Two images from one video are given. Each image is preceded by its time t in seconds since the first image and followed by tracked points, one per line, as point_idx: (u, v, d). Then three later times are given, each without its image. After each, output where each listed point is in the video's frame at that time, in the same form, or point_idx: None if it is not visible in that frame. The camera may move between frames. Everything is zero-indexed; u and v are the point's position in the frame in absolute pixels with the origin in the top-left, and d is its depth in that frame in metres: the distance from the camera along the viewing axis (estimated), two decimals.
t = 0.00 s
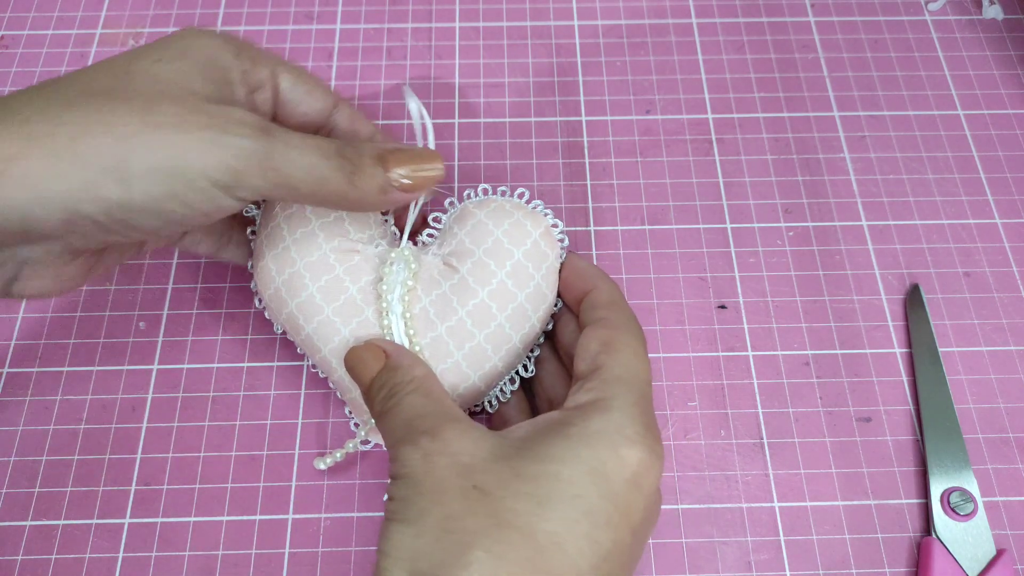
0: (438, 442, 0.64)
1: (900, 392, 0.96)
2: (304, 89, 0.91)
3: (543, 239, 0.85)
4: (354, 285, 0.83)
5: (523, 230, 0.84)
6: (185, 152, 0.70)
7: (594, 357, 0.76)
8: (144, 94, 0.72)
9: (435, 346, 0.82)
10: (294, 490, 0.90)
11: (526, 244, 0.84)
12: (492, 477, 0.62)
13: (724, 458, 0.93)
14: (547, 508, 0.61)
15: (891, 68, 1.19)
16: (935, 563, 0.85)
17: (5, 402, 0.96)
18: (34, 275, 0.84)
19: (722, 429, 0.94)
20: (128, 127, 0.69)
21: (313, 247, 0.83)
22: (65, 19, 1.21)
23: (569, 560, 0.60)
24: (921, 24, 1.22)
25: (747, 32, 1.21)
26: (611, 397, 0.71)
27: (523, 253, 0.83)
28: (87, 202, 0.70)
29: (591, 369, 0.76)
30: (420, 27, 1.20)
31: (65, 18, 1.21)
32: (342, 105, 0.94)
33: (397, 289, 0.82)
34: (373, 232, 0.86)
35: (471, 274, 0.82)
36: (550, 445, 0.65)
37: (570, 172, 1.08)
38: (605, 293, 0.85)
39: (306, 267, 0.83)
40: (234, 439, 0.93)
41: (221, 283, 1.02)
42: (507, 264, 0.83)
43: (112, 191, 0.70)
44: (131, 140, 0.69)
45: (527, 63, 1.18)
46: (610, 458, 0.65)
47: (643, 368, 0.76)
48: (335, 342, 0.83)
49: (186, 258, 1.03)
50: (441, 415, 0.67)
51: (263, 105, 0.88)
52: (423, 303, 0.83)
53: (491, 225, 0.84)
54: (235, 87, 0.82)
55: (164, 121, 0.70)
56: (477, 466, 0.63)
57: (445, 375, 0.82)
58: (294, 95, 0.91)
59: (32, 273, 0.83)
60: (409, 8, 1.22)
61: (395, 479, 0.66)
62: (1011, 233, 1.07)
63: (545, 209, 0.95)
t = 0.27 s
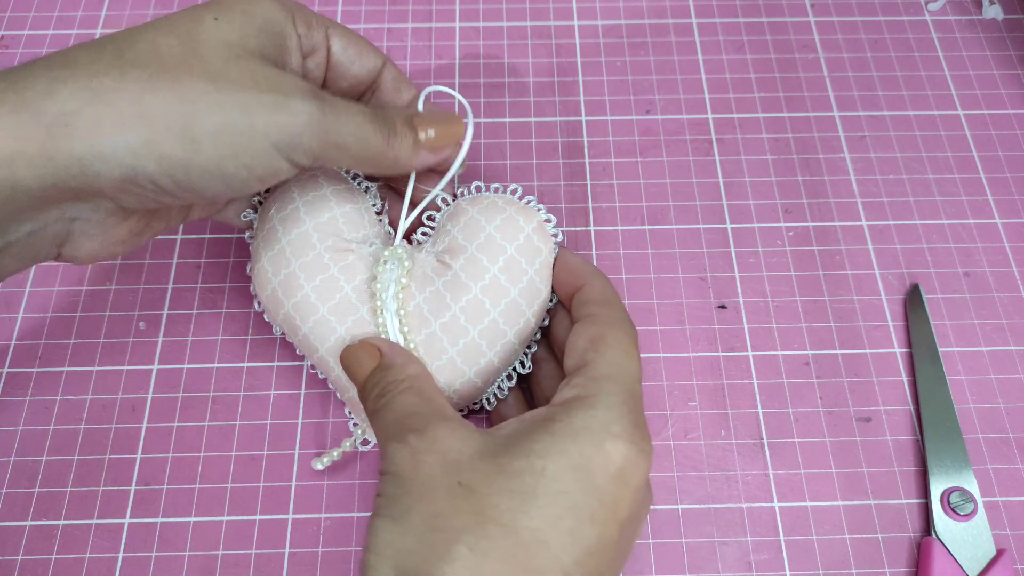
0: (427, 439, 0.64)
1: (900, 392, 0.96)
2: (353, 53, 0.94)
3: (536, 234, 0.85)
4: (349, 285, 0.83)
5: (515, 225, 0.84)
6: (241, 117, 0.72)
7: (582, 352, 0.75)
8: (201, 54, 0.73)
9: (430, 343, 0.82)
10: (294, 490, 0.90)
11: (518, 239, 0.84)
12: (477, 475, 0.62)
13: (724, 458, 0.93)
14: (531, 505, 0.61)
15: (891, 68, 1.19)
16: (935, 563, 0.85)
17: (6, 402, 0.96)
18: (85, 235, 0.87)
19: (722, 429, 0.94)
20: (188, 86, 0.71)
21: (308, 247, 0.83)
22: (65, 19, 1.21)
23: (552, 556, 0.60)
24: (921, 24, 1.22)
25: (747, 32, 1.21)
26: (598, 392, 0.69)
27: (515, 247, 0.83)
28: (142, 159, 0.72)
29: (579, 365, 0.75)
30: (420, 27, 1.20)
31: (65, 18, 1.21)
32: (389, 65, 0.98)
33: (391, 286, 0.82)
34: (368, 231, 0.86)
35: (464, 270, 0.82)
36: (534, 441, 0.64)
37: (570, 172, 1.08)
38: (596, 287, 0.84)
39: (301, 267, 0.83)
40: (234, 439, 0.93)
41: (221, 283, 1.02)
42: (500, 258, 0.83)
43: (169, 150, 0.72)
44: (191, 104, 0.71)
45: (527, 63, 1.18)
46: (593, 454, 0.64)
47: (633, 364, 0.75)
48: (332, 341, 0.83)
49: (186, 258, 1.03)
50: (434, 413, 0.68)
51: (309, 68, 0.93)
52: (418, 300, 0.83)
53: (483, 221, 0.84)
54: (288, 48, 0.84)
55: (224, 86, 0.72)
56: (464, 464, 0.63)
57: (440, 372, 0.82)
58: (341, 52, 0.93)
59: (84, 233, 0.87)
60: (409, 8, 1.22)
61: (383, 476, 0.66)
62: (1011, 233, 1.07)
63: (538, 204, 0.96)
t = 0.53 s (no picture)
0: (421, 436, 0.64)
1: (900, 392, 0.96)
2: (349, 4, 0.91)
3: (533, 231, 0.85)
4: (347, 283, 0.83)
5: (512, 222, 0.85)
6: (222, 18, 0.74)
7: (574, 349, 0.75)
8: None
9: (429, 341, 0.82)
10: (294, 490, 0.90)
11: (515, 236, 0.84)
12: (465, 470, 0.62)
13: (724, 458, 0.93)
14: (518, 499, 0.60)
15: (891, 68, 1.19)
16: (935, 563, 0.85)
17: (5, 402, 0.96)
18: (96, 184, 0.85)
19: (722, 429, 0.94)
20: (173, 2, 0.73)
21: (305, 246, 0.83)
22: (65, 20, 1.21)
23: (539, 551, 0.59)
24: (921, 24, 1.22)
25: (747, 32, 1.21)
26: (588, 389, 0.69)
27: (512, 244, 0.83)
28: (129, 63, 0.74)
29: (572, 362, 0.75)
30: (420, 27, 1.20)
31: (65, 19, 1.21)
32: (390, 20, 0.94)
33: (389, 285, 0.83)
34: (365, 230, 0.86)
35: (461, 267, 0.82)
36: (524, 437, 0.64)
37: (570, 172, 1.08)
38: (590, 284, 0.84)
39: (298, 266, 0.83)
40: (234, 439, 0.93)
41: (221, 283, 1.02)
42: (496, 255, 0.83)
43: (158, 49, 0.74)
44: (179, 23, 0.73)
45: (527, 63, 1.18)
46: (583, 450, 0.64)
47: (625, 362, 0.74)
48: (330, 340, 0.83)
49: (186, 257, 1.03)
50: (430, 410, 0.68)
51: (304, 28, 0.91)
52: (415, 298, 0.83)
53: (480, 219, 0.85)
54: None
55: None
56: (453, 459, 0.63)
57: (438, 370, 0.82)
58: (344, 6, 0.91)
59: (95, 180, 0.84)
60: (409, 8, 1.22)
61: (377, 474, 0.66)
62: (1011, 233, 1.07)
63: (536, 203, 0.96)
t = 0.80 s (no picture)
0: (421, 437, 0.64)
1: (900, 392, 0.96)
2: (315, 24, 0.91)
3: (532, 230, 0.85)
4: (346, 283, 0.83)
5: (511, 221, 0.84)
6: (190, 103, 0.73)
7: (575, 350, 0.75)
8: (156, 52, 0.75)
9: (428, 341, 0.82)
10: (294, 490, 0.90)
11: (514, 236, 0.84)
12: (467, 471, 0.62)
13: (724, 458, 0.93)
14: (520, 502, 0.60)
15: (891, 68, 1.19)
16: (935, 563, 0.85)
17: (5, 402, 0.95)
18: (42, 235, 0.90)
19: (722, 429, 0.94)
20: (130, 86, 0.73)
21: (304, 246, 0.83)
22: (65, 19, 1.21)
23: (541, 552, 0.60)
24: (921, 24, 1.23)
25: (747, 32, 1.21)
26: (589, 390, 0.69)
27: (511, 244, 0.83)
28: (90, 157, 0.75)
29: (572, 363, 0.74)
30: (420, 27, 1.20)
31: (65, 18, 1.21)
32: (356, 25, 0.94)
33: (388, 284, 0.82)
34: (364, 229, 0.86)
35: (460, 267, 0.82)
36: (524, 440, 0.64)
37: (570, 172, 1.08)
38: (591, 284, 0.84)
39: (298, 266, 0.83)
40: (234, 439, 0.93)
41: (221, 283, 1.02)
42: (495, 255, 0.83)
43: (118, 145, 0.74)
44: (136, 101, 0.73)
45: (527, 63, 1.18)
46: (584, 452, 0.64)
47: (626, 361, 0.74)
48: (329, 340, 0.83)
49: (186, 257, 1.03)
50: (429, 410, 0.68)
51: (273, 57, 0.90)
52: (415, 298, 0.83)
53: (479, 219, 0.85)
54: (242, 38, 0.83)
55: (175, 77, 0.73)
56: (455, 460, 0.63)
57: (437, 370, 0.82)
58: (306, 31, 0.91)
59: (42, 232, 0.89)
60: (409, 8, 1.22)
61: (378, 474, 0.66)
62: (1011, 233, 1.07)
63: (535, 203, 0.96)
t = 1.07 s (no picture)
0: (421, 437, 0.64)
1: (900, 392, 0.96)
2: (318, 101, 0.94)
3: (531, 230, 0.85)
4: (346, 284, 0.83)
5: (510, 221, 0.84)
6: (191, 131, 0.71)
7: (575, 351, 0.75)
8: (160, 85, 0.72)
9: (427, 340, 0.82)
10: (294, 490, 0.90)
11: (513, 235, 0.84)
12: (468, 471, 0.62)
13: (724, 458, 0.93)
14: (522, 502, 0.60)
15: (891, 68, 1.19)
16: (935, 563, 0.85)
17: (5, 402, 0.96)
18: (38, 246, 0.83)
19: (722, 429, 0.94)
20: (137, 106, 0.70)
21: (304, 246, 0.83)
22: (65, 19, 1.21)
23: (544, 552, 0.60)
24: (921, 24, 1.23)
25: (747, 32, 1.21)
26: (589, 391, 0.69)
27: (510, 243, 0.83)
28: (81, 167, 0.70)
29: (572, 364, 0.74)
30: (420, 27, 1.20)
31: (65, 18, 1.21)
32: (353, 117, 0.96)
33: (388, 284, 0.82)
34: (364, 229, 0.86)
35: (459, 267, 0.82)
36: (525, 440, 0.64)
37: (569, 172, 1.08)
38: (591, 284, 0.84)
39: (297, 266, 0.83)
40: (234, 439, 0.93)
41: (221, 283, 1.02)
42: (494, 255, 0.82)
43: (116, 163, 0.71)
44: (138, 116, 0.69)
45: (527, 63, 1.18)
46: (584, 452, 0.64)
47: (626, 361, 0.74)
48: (329, 340, 0.83)
49: (186, 257, 1.03)
50: (427, 410, 0.68)
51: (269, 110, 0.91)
52: (414, 298, 0.83)
53: (477, 218, 0.84)
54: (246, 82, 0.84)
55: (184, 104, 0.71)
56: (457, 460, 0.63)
57: (437, 369, 0.82)
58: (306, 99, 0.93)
59: (36, 245, 0.83)
60: (409, 8, 1.22)
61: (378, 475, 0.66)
62: (1011, 233, 1.07)
63: (534, 202, 0.96)
